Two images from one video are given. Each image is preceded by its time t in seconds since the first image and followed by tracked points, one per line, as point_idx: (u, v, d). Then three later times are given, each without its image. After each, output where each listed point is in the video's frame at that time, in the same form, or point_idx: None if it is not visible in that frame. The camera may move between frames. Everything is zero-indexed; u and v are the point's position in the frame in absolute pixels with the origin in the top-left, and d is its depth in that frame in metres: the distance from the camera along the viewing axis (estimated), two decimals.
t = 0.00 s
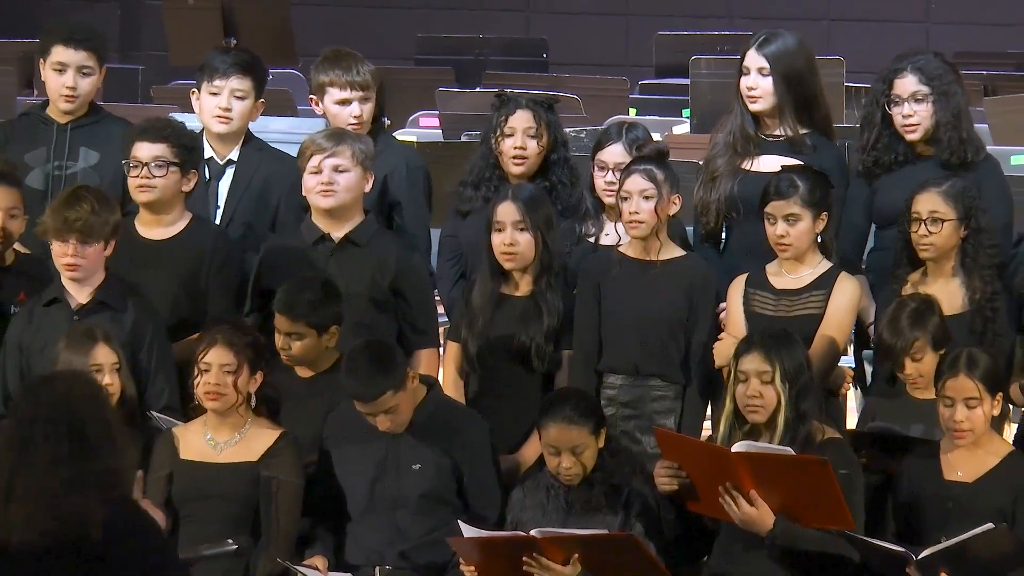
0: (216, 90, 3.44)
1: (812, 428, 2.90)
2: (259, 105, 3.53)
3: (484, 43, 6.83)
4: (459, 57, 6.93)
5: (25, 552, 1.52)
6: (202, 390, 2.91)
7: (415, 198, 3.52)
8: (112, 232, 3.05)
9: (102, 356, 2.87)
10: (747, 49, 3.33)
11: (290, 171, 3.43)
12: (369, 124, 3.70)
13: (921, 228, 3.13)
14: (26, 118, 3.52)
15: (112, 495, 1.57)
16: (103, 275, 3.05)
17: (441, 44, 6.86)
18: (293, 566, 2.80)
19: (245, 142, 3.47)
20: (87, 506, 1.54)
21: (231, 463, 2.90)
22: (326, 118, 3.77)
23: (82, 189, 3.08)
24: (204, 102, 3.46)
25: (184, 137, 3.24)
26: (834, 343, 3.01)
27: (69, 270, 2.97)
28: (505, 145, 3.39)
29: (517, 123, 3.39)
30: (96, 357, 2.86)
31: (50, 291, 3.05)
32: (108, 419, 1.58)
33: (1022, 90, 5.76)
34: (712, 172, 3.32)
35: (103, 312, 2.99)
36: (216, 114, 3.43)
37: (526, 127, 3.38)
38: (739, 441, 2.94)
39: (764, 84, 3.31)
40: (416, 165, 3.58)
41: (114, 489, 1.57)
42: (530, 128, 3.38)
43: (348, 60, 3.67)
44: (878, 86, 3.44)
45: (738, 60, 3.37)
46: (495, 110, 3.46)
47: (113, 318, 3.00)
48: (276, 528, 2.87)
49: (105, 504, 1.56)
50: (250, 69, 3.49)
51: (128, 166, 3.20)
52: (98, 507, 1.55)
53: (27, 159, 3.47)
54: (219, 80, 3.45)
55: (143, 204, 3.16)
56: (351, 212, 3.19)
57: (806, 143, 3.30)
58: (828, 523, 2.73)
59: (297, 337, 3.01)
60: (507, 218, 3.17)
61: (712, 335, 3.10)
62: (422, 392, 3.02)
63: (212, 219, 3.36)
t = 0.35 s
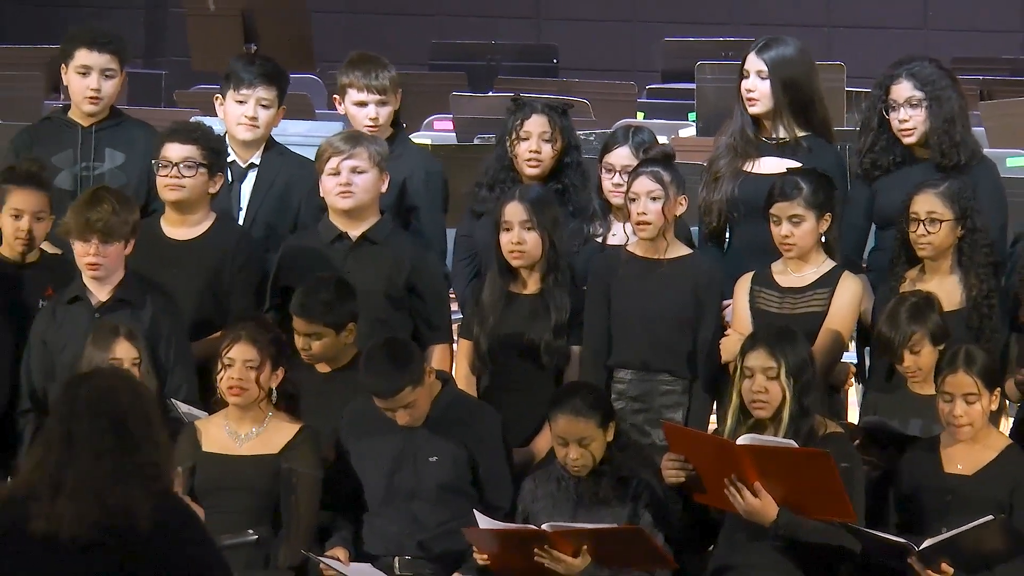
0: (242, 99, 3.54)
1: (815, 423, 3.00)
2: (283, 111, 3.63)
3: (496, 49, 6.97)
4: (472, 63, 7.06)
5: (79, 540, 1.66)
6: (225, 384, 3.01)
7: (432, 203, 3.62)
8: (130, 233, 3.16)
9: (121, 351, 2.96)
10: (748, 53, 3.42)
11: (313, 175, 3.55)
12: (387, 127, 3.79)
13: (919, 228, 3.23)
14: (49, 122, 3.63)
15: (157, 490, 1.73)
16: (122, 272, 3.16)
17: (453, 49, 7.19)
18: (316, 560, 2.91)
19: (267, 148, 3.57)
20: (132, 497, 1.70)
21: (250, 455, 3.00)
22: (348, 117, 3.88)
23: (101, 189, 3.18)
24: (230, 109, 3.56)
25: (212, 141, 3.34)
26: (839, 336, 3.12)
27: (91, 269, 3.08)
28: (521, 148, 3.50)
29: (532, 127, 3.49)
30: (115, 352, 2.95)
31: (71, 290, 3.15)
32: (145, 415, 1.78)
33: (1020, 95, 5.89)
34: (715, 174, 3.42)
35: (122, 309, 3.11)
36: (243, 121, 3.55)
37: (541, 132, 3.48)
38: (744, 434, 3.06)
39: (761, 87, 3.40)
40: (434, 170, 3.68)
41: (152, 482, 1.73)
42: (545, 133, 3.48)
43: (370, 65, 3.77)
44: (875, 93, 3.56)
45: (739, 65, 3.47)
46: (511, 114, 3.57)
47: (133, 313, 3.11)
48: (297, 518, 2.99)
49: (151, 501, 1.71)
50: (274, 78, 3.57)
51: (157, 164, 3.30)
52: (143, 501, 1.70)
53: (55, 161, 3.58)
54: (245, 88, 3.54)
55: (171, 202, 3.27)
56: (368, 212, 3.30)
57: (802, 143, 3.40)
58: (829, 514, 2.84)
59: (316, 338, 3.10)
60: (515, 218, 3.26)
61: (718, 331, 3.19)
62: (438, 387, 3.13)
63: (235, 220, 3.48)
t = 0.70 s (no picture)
0: (256, 101, 3.51)
1: (834, 422, 3.00)
2: (298, 110, 3.61)
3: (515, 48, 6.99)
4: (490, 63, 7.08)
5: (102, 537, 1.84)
6: (247, 384, 3.02)
7: (459, 202, 3.62)
8: (159, 231, 3.19)
9: (140, 351, 2.97)
10: (767, 54, 3.43)
11: (332, 176, 3.55)
12: (407, 128, 3.78)
13: (935, 229, 3.23)
14: (62, 124, 3.62)
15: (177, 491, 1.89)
16: (149, 271, 3.20)
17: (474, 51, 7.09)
18: (332, 560, 2.90)
19: (283, 148, 3.56)
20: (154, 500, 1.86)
21: (271, 454, 2.99)
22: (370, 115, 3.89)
23: (134, 188, 3.22)
24: (246, 110, 3.54)
25: (233, 141, 3.36)
26: (861, 330, 3.12)
27: (117, 267, 3.11)
28: (541, 148, 3.51)
29: (552, 127, 3.50)
30: (133, 352, 2.97)
31: (98, 287, 3.19)
32: (165, 421, 1.96)
33: None
34: (732, 174, 3.43)
35: (148, 308, 3.13)
36: (257, 124, 3.53)
37: (561, 131, 3.50)
38: (762, 433, 3.06)
39: (782, 88, 3.41)
40: (459, 170, 3.67)
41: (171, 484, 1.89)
42: (565, 132, 3.49)
43: (391, 64, 3.77)
44: (898, 92, 3.56)
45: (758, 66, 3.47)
46: (531, 114, 3.58)
47: (158, 311, 3.14)
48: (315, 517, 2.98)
49: (171, 502, 1.87)
50: (287, 78, 3.54)
51: (179, 164, 3.31)
52: (163, 503, 1.87)
53: (69, 163, 3.57)
54: (258, 90, 3.52)
55: (192, 203, 3.28)
56: (387, 211, 3.31)
57: (821, 142, 3.40)
58: (848, 513, 2.85)
59: (348, 351, 3.14)
60: (529, 217, 3.25)
61: (736, 330, 3.20)
62: (458, 387, 3.14)
63: (253, 219, 3.48)
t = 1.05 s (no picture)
0: (271, 102, 3.52)
1: (850, 422, 3.00)
2: (315, 110, 3.60)
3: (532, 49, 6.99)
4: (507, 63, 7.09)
5: (113, 544, 2.03)
6: (264, 384, 3.02)
7: (477, 203, 3.61)
8: (184, 232, 3.23)
9: (157, 351, 2.97)
10: (778, 60, 3.43)
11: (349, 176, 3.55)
12: (434, 128, 3.79)
13: (950, 228, 3.23)
14: (76, 125, 3.65)
15: (186, 500, 2.09)
16: (174, 271, 3.23)
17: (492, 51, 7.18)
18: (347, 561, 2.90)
19: (300, 148, 3.57)
20: (160, 506, 2.05)
21: (290, 453, 3.01)
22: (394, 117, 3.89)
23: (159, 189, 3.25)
24: (261, 111, 3.55)
25: (251, 142, 3.39)
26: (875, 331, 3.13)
27: (143, 266, 3.14)
28: (556, 147, 3.51)
29: (566, 125, 3.50)
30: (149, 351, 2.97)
31: (120, 288, 3.21)
32: (170, 439, 2.11)
33: None
34: (749, 178, 3.42)
35: (171, 308, 3.15)
36: (273, 125, 3.54)
37: (575, 129, 3.49)
38: (779, 433, 3.05)
39: (799, 92, 3.40)
40: (479, 170, 3.67)
41: (181, 488, 2.09)
42: (579, 131, 3.49)
43: (415, 65, 3.78)
44: (915, 92, 3.55)
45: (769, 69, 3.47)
46: (547, 114, 3.58)
47: (183, 312, 3.15)
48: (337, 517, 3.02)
49: (177, 509, 2.07)
50: (302, 79, 3.53)
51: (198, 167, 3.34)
52: (169, 509, 2.06)
53: (84, 162, 3.59)
54: (273, 91, 3.52)
55: (211, 207, 3.32)
56: (406, 211, 3.35)
57: (839, 143, 3.40)
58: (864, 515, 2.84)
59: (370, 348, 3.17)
60: (542, 215, 3.26)
61: (751, 327, 3.20)
62: (474, 388, 3.13)
63: (269, 219, 3.49)
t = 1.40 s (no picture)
0: (288, 101, 3.60)
1: (866, 423, 3.00)
2: (333, 112, 3.68)
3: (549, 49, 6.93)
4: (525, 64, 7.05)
5: (113, 543, 1.89)
6: (282, 385, 3.09)
7: (498, 206, 3.63)
8: (203, 231, 3.24)
9: (172, 352, 3.03)
10: (790, 61, 3.43)
11: (365, 177, 3.58)
12: (456, 131, 3.81)
13: (966, 230, 3.24)
14: (96, 126, 3.67)
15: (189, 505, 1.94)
16: (194, 271, 3.25)
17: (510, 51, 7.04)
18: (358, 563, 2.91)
19: (318, 148, 3.64)
20: (168, 505, 1.92)
21: (308, 454, 3.07)
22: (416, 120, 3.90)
23: (178, 190, 3.26)
24: (279, 111, 3.63)
25: (269, 144, 3.42)
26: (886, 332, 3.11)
27: (163, 266, 3.18)
28: (571, 150, 3.51)
29: (581, 127, 3.51)
30: (165, 353, 3.03)
31: (142, 289, 3.25)
32: (184, 433, 1.98)
33: None
34: (763, 183, 3.41)
35: (193, 308, 3.19)
36: (289, 124, 3.62)
37: (590, 131, 3.50)
38: (794, 434, 3.05)
39: (813, 92, 3.40)
40: (500, 174, 3.69)
41: (186, 488, 1.94)
42: (594, 132, 3.50)
43: (439, 68, 3.82)
44: (932, 95, 3.56)
45: (780, 70, 3.46)
46: (562, 117, 3.59)
47: (204, 313, 3.19)
48: (354, 517, 3.04)
49: (183, 508, 1.93)
50: (320, 80, 3.61)
51: (216, 168, 3.38)
52: (176, 509, 1.92)
53: (103, 164, 3.61)
54: (291, 91, 3.60)
55: (229, 208, 3.36)
56: (424, 212, 3.37)
57: (851, 144, 3.41)
58: (879, 515, 2.85)
59: (386, 345, 3.14)
60: (559, 218, 3.26)
61: (767, 328, 3.20)
62: (487, 390, 3.15)
63: (285, 220, 3.53)
